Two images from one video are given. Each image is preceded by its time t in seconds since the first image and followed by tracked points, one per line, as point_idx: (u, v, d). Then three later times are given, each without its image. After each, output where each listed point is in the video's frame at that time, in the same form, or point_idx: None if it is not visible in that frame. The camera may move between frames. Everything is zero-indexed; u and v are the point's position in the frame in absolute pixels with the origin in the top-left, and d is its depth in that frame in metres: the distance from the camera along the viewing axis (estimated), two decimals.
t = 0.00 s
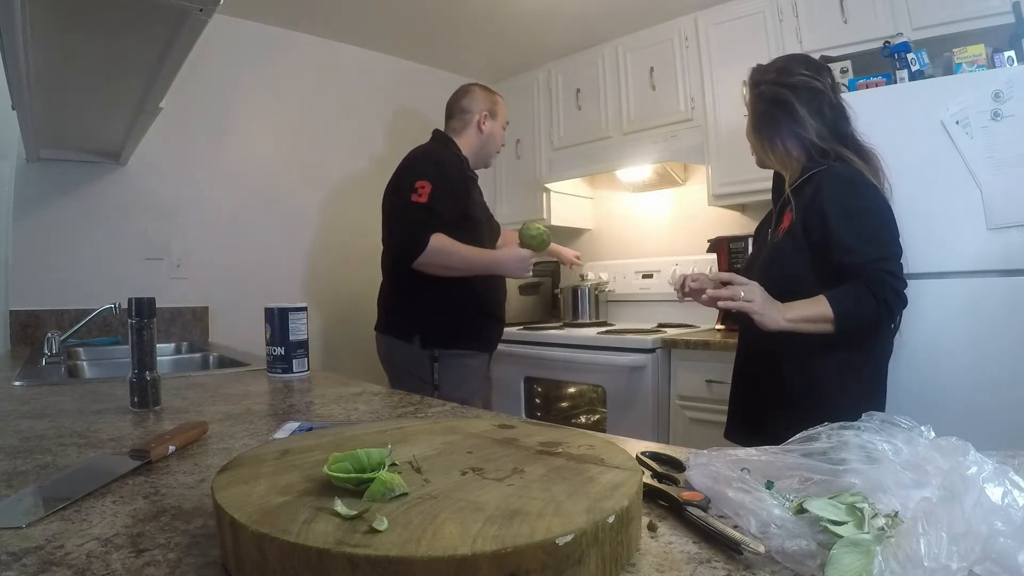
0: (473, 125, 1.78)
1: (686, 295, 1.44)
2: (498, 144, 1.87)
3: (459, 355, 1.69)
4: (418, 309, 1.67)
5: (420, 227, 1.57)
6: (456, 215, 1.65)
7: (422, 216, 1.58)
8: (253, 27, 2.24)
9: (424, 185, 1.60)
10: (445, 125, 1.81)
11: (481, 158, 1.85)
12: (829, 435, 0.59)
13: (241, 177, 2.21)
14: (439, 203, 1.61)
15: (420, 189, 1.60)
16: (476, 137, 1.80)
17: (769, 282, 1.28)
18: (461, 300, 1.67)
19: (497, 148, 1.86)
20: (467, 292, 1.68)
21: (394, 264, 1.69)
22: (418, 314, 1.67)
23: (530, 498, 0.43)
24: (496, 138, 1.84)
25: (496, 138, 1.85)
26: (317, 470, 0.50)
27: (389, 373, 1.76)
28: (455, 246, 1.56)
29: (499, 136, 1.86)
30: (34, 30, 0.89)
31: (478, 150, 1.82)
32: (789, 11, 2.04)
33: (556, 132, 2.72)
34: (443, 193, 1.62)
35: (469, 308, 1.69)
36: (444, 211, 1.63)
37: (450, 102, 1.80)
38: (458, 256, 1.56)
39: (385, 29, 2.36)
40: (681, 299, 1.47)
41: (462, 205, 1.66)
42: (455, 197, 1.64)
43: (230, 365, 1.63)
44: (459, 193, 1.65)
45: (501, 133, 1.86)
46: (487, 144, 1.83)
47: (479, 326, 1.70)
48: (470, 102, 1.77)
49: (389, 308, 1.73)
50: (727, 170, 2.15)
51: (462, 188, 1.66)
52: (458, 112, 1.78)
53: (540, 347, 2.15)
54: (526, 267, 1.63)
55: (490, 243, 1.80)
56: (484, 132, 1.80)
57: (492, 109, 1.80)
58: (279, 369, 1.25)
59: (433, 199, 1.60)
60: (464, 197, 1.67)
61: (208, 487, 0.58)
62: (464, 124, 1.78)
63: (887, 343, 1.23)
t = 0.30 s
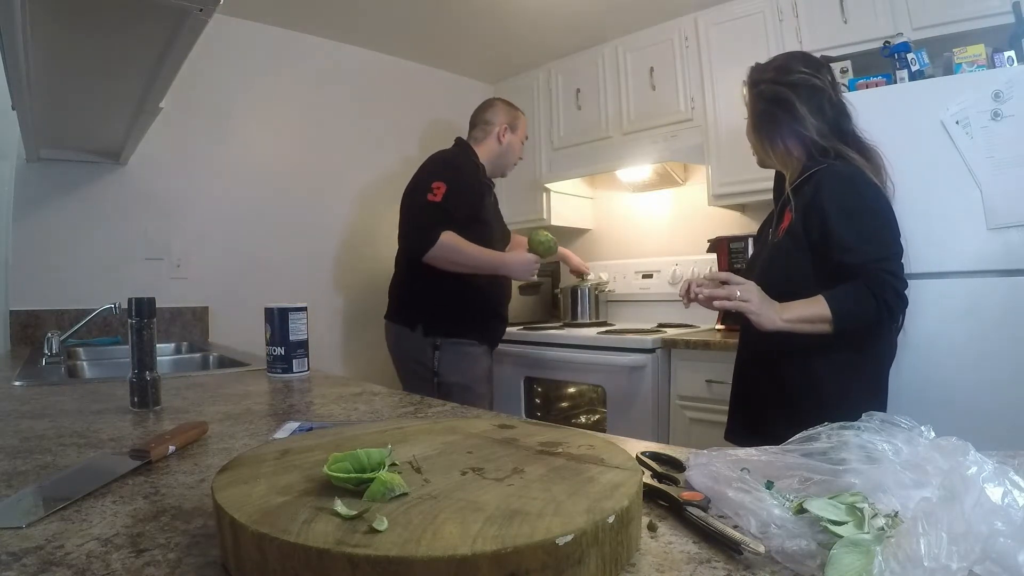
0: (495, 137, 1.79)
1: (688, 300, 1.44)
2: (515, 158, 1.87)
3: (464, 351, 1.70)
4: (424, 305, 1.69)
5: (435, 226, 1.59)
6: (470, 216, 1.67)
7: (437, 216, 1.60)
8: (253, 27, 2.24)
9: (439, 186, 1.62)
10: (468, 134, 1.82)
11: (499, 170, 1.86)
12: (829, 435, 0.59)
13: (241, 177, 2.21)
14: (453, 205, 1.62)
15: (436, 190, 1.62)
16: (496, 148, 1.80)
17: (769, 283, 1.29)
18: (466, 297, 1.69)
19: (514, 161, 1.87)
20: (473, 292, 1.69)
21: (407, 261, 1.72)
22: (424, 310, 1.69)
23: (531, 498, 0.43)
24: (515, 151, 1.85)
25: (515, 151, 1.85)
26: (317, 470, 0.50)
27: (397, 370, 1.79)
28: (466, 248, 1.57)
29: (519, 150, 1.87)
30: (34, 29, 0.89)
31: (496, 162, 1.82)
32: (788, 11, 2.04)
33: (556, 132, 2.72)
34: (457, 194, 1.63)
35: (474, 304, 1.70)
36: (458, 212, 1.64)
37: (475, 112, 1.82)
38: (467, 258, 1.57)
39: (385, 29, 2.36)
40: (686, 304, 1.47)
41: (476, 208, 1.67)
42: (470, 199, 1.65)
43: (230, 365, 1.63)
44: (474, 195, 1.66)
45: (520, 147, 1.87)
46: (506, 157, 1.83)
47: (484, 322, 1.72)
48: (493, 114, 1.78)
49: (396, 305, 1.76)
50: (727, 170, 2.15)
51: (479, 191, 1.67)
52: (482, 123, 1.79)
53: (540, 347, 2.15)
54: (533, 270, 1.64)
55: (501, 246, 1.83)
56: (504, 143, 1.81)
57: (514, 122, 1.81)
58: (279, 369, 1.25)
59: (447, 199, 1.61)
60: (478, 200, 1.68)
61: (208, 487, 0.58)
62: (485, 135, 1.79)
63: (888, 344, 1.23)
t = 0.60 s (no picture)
0: (494, 137, 1.79)
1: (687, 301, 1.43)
2: (515, 160, 1.87)
3: (472, 351, 1.70)
4: (429, 305, 1.69)
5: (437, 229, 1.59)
6: (471, 216, 1.67)
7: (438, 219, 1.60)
8: (253, 27, 2.24)
9: (440, 188, 1.62)
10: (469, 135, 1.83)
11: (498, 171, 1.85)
12: (829, 435, 0.59)
13: (241, 176, 2.21)
14: (453, 206, 1.62)
15: (436, 191, 1.62)
16: (496, 149, 1.79)
17: (775, 284, 1.29)
18: (470, 298, 1.69)
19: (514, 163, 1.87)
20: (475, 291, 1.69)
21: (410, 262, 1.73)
22: (430, 310, 1.69)
23: (531, 498, 0.43)
24: (515, 153, 1.84)
25: (515, 154, 1.85)
26: (317, 470, 0.50)
27: (403, 372, 1.78)
28: (471, 248, 1.57)
29: (519, 152, 1.86)
30: (35, 30, 0.89)
31: (495, 163, 1.82)
32: (788, 11, 2.04)
33: (556, 132, 2.72)
34: (458, 196, 1.63)
35: (478, 304, 1.70)
36: (459, 214, 1.64)
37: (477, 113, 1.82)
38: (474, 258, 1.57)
39: (384, 29, 2.36)
40: (683, 305, 1.47)
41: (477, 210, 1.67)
42: (471, 199, 1.65)
43: (230, 365, 1.63)
44: (474, 197, 1.66)
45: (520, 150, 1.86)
46: (506, 158, 1.83)
47: (488, 321, 1.72)
48: (494, 115, 1.78)
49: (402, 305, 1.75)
50: (727, 170, 2.15)
51: (480, 192, 1.67)
52: (483, 124, 1.79)
53: (540, 347, 2.15)
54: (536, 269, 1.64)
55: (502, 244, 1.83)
56: (503, 145, 1.80)
57: (515, 124, 1.81)
58: (279, 369, 1.25)
59: (447, 200, 1.61)
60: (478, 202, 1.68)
61: (208, 487, 0.58)
62: (485, 136, 1.79)
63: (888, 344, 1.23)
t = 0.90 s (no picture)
0: (484, 133, 1.78)
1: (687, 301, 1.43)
2: (512, 153, 1.85)
3: (474, 351, 1.71)
4: (433, 306, 1.69)
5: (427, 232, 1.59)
6: (465, 219, 1.67)
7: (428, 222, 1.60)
8: (253, 27, 2.24)
9: (429, 192, 1.62)
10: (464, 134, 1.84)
11: (493, 167, 1.84)
12: (829, 435, 0.59)
13: (241, 176, 2.21)
14: (444, 209, 1.63)
15: (426, 196, 1.62)
16: (486, 145, 1.79)
17: (777, 284, 1.28)
18: (474, 299, 1.70)
19: (510, 157, 1.84)
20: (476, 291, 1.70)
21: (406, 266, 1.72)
22: (433, 311, 1.69)
23: (531, 498, 0.43)
24: (508, 147, 1.81)
25: (509, 148, 1.82)
26: (317, 470, 0.50)
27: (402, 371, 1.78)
28: (464, 252, 1.56)
29: (514, 146, 1.83)
30: (35, 30, 0.89)
31: (489, 159, 1.81)
32: (789, 11, 2.04)
33: (555, 132, 2.72)
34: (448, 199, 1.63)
35: (482, 306, 1.71)
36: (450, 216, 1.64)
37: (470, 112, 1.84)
38: (468, 262, 1.57)
39: (385, 29, 2.36)
40: (682, 305, 1.47)
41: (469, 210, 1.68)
42: (461, 202, 1.66)
43: (230, 365, 1.64)
44: (466, 198, 1.67)
45: (515, 143, 1.83)
46: (499, 153, 1.81)
47: (488, 320, 1.73)
48: (485, 112, 1.79)
49: (403, 305, 1.74)
50: (727, 170, 2.15)
51: (472, 194, 1.68)
52: (474, 121, 1.80)
53: (540, 347, 2.15)
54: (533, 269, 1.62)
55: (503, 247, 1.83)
56: (495, 140, 1.79)
57: (507, 118, 1.79)
58: (278, 369, 1.25)
59: (438, 205, 1.61)
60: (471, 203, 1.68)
61: (209, 487, 0.58)
62: (476, 133, 1.79)
63: (888, 344, 1.23)
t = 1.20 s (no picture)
0: (483, 132, 1.78)
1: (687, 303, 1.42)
2: (514, 152, 1.82)
3: (473, 349, 1.73)
4: (429, 308, 1.68)
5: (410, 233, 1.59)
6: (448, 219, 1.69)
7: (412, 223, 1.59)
8: (253, 27, 2.24)
9: (413, 193, 1.61)
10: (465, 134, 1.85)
11: (494, 166, 1.83)
12: (829, 435, 0.59)
13: (241, 176, 2.21)
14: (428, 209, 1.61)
15: (410, 197, 1.61)
16: (485, 144, 1.78)
17: (780, 284, 1.27)
18: (468, 301, 1.70)
19: (511, 156, 1.82)
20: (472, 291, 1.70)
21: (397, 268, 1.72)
22: (430, 315, 1.68)
23: (531, 498, 0.43)
24: (509, 145, 1.80)
25: (510, 147, 1.80)
26: (317, 470, 0.50)
27: (398, 376, 1.78)
28: (449, 257, 1.55)
29: (515, 144, 1.81)
30: (35, 30, 0.89)
31: (489, 159, 1.81)
32: (789, 11, 2.04)
33: (555, 132, 2.72)
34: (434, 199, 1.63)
35: (476, 307, 1.72)
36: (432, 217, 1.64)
37: (472, 112, 1.84)
38: (454, 266, 1.55)
39: (385, 29, 2.36)
40: (682, 307, 1.47)
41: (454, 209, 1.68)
42: (445, 201, 1.66)
43: (230, 365, 1.63)
44: (452, 198, 1.67)
45: (516, 142, 1.81)
46: (500, 152, 1.80)
47: (486, 318, 1.74)
48: (485, 111, 1.79)
49: (396, 305, 1.73)
50: (727, 170, 2.15)
51: (458, 195, 1.68)
52: (474, 120, 1.81)
53: (540, 347, 2.15)
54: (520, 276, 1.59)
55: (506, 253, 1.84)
56: (494, 139, 1.78)
57: (507, 117, 1.78)
58: (278, 369, 1.25)
59: (422, 207, 1.60)
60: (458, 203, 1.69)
61: (209, 487, 0.58)
62: (475, 132, 1.80)
63: (888, 344, 1.23)
